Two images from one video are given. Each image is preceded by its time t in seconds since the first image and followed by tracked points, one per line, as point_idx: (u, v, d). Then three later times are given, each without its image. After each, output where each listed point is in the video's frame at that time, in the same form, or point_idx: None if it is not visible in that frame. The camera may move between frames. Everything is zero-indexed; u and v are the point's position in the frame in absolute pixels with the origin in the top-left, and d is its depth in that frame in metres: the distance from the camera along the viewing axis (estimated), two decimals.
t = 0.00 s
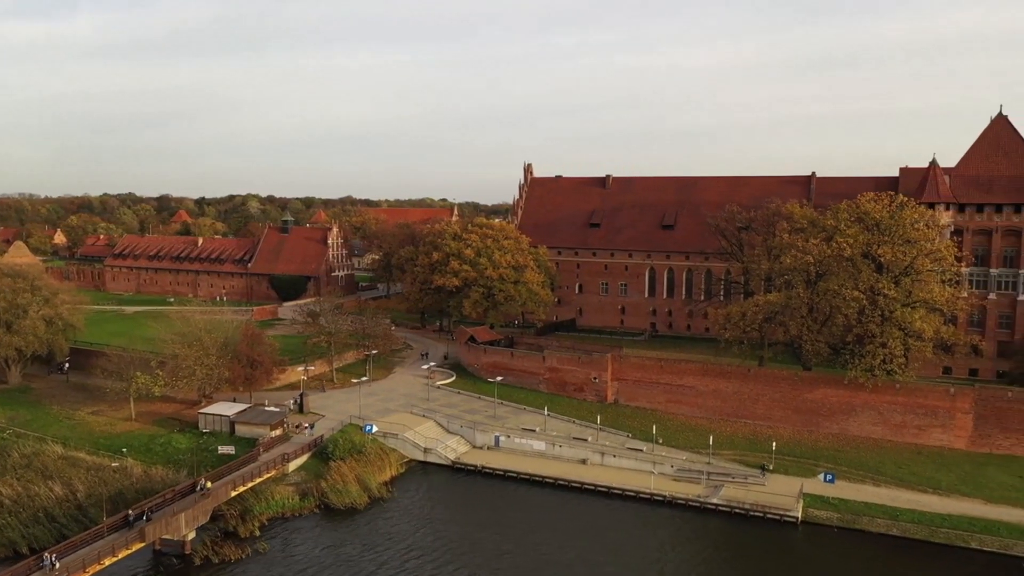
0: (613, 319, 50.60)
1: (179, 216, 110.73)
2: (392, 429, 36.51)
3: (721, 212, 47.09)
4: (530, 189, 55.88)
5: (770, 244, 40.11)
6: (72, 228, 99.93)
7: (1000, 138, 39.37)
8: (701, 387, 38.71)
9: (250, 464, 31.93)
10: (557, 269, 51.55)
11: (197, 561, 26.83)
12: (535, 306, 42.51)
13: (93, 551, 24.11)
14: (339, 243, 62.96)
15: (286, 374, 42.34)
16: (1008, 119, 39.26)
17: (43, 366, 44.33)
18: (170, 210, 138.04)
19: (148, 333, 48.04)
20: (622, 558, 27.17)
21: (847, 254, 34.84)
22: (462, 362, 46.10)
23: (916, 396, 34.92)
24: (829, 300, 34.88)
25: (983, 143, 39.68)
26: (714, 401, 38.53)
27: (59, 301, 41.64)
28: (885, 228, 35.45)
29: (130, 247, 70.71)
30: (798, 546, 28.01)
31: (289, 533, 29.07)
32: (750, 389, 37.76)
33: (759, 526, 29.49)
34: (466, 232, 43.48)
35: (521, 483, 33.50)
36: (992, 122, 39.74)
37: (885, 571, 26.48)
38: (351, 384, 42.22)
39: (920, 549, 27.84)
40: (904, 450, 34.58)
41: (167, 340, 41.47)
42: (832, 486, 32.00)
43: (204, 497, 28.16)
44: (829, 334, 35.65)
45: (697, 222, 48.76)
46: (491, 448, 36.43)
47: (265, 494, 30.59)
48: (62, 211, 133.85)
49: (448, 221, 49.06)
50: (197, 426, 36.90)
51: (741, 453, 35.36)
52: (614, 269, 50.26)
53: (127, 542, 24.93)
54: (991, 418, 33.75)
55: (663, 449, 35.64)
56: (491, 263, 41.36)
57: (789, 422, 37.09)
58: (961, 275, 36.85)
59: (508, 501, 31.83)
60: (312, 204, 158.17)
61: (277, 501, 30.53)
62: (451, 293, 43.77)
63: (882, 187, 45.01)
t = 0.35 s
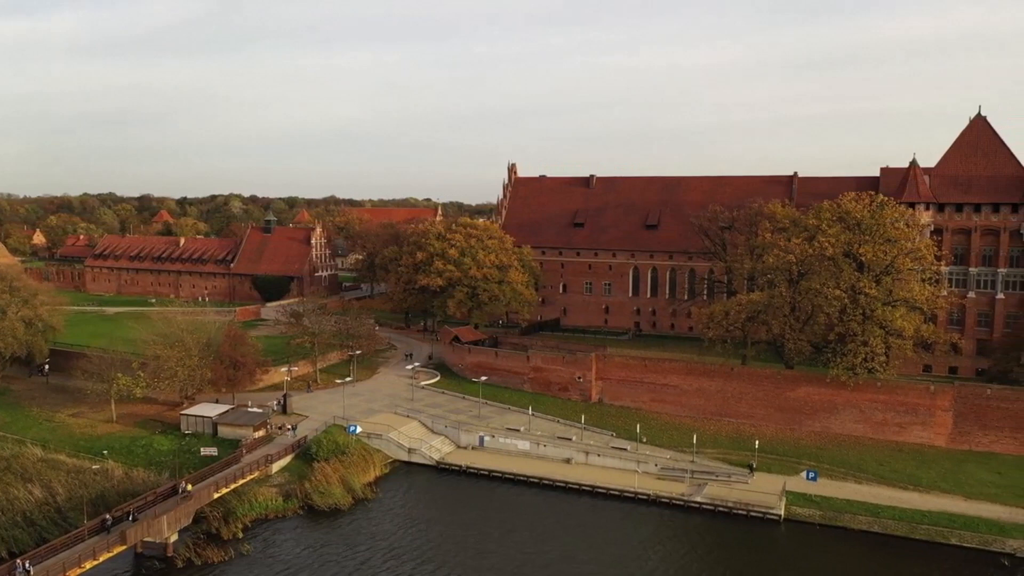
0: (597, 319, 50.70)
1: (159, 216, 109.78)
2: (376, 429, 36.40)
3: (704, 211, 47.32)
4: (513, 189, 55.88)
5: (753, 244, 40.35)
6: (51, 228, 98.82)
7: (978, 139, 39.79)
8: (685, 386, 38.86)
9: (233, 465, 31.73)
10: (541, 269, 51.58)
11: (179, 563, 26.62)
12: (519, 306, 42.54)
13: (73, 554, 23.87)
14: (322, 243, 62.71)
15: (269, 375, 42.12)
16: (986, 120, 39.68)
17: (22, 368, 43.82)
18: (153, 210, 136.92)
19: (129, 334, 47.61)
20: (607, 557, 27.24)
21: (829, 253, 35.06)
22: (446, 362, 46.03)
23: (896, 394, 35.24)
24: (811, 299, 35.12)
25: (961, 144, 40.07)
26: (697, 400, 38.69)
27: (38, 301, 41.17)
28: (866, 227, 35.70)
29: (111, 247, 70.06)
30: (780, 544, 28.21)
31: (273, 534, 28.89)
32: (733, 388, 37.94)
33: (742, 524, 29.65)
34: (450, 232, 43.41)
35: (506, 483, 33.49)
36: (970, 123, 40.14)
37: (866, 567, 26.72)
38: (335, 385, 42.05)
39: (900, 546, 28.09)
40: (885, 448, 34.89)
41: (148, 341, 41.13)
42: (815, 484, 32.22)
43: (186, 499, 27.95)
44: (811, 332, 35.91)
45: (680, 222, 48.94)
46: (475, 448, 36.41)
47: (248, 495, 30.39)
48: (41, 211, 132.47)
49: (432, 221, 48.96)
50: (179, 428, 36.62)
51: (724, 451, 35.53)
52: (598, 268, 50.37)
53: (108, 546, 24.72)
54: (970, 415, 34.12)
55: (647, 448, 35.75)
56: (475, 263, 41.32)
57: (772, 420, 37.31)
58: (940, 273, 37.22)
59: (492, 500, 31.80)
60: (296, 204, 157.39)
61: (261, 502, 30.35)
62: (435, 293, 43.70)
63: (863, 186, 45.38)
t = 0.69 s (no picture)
0: (582, 318, 50.76)
1: (141, 216, 108.90)
2: (361, 429, 36.28)
3: (689, 211, 47.50)
4: (499, 189, 55.84)
5: (737, 244, 40.55)
6: (31, 229, 97.78)
7: (960, 139, 40.15)
8: (670, 385, 38.98)
9: (217, 466, 31.55)
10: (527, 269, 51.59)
11: (162, 566, 26.43)
12: (505, 305, 42.54)
13: (55, 557, 23.64)
14: (307, 243, 62.47)
15: (254, 375, 41.92)
16: (967, 120, 40.04)
17: (2, 370, 43.36)
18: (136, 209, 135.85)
19: (111, 335, 47.21)
20: (592, 555, 27.29)
21: (812, 253, 35.26)
22: (432, 362, 45.95)
23: (878, 392, 35.53)
24: (795, 298, 35.32)
25: (943, 144, 40.46)
26: (682, 399, 38.82)
27: (19, 302, 40.74)
28: (849, 226, 35.92)
29: (92, 247, 69.44)
30: (765, 541, 28.36)
31: (257, 535, 28.72)
32: (717, 387, 38.11)
33: (727, 522, 29.77)
34: (435, 232, 43.34)
35: (491, 483, 33.47)
36: (951, 123, 40.52)
37: (849, 564, 26.92)
38: (319, 386, 41.88)
39: (883, 543, 28.31)
40: (868, 445, 35.16)
41: (131, 342, 40.82)
42: (799, 482, 32.41)
43: (169, 501, 27.73)
44: (795, 331, 36.16)
45: (665, 222, 49.10)
46: (461, 448, 36.36)
47: (232, 497, 30.18)
48: (21, 211, 131.18)
49: (417, 220, 48.85)
50: (162, 429, 36.35)
51: (709, 450, 35.67)
52: (583, 268, 50.44)
53: (90, 548, 24.50)
54: (952, 413, 34.43)
55: (632, 447, 35.83)
56: (460, 263, 41.27)
57: (756, 419, 37.51)
58: (922, 272, 37.56)
59: (478, 500, 31.79)
60: (281, 203, 156.63)
61: (245, 504, 30.15)
62: (421, 293, 43.62)
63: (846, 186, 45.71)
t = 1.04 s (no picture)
0: (566, 318, 50.84)
1: (122, 216, 107.92)
2: (345, 430, 36.14)
3: (672, 211, 47.70)
4: (482, 189, 55.79)
5: (720, 243, 40.77)
6: (9, 229, 96.65)
7: (939, 139, 40.53)
8: (653, 384, 39.09)
9: (199, 468, 31.32)
10: (511, 268, 51.59)
11: (144, 569, 26.18)
12: (489, 305, 42.54)
13: (34, 561, 23.37)
14: (289, 242, 62.19)
15: (236, 376, 41.67)
16: (946, 120, 40.41)
17: None
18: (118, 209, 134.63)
19: (91, 336, 46.75)
20: (576, 554, 27.33)
21: (794, 252, 35.47)
22: (415, 362, 45.86)
23: (860, 390, 35.82)
24: (777, 297, 35.54)
25: (922, 144, 40.83)
26: (666, 397, 38.95)
27: None
28: (830, 226, 36.15)
29: (72, 248, 68.74)
30: (748, 538, 28.51)
31: (240, 537, 28.51)
32: (701, 385, 38.28)
33: (710, 520, 29.91)
34: (419, 232, 43.24)
35: (475, 483, 33.43)
36: (930, 123, 40.92)
37: (831, 561, 27.10)
38: (302, 386, 41.69)
39: (864, 540, 28.52)
40: (849, 443, 35.45)
41: (111, 343, 40.44)
42: (781, 480, 32.61)
43: (150, 503, 27.54)
44: (777, 330, 36.42)
45: (648, 221, 49.27)
46: (445, 447, 36.32)
47: (215, 499, 29.96)
48: None
49: (400, 220, 48.74)
50: (143, 431, 36.05)
51: (692, 449, 35.80)
52: (567, 268, 50.51)
53: (70, 552, 24.26)
54: (932, 410, 34.77)
55: (616, 446, 35.94)
56: (444, 263, 41.21)
57: (739, 418, 37.72)
58: (903, 271, 37.92)
59: (462, 500, 31.74)
60: (265, 203, 155.75)
61: (227, 505, 29.92)
62: (404, 293, 43.53)
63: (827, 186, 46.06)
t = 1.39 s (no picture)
0: (552, 318, 50.88)
1: (104, 216, 107.02)
2: (330, 431, 36.01)
3: (657, 210, 47.86)
4: (468, 189, 55.75)
5: (705, 243, 40.94)
6: None
7: (921, 139, 40.87)
8: (639, 383, 39.20)
9: (183, 470, 31.08)
10: (496, 268, 51.58)
11: (127, 571, 25.84)
12: (474, 305, 42.52)
13: (17, 564, 23.19)
14: (274, 242, 61.91)
15: (221, 377, 41.42)
16: (928, 121, 40.75)
17: None
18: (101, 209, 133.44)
19: (73, 338, 46.34)
20: (563, 553, 27.35)
21: (778, 252, 35.67)
22: (401, 362, 45.76)
23: (843, 388, 36.07)
24: (762, 296, 35.75)
25: (904, 144, 41.17)
26: (651, 397, 39.07)
27: None
28: (814, 225, 36.36)
29: (53, 248, 68.11)
30: (732, 536, 28.65)
31: (225, 539, 28.29)
32: (686, 385, 38.42)
33: (695, 519, 30.03)
34: (404, 231, 43.14)
35: (461, 483, 33.39)
36: (913, 123, 41.24)
37: (816, 558, 27.28)
38: (287, 387, 41.51)
39: (848, 537, 28.73)
40: (833, 441, 35.70)
41: (94, 344, 40.11)
42: (766, 478, 32.79)
43: (134, 505, 27.38)
44: (761, 329, 36.63)
45: (633, 221, 49.42)
46: (431, 448, 36.26)
47: (199, 500, 29.72)
48: None
49: (385, 220, 48.61)
50: (126, 433, 35.77)
51: (678, 448, 35.92)
52: (553, 268, 50.57)
53: (53, 555, 24.08)
54: (914, 408, 35.07)
55: (602, 446, 36.02)
56: (429, 263, 41.16)
57: (724, 416, 37.91)
58: (886, 270, 38.23)
59: (448, 500, 31.69)
60: (250, 203, 154.88)
61: (212, 507, 29.71)
62: (390, 293, 43.44)
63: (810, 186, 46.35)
